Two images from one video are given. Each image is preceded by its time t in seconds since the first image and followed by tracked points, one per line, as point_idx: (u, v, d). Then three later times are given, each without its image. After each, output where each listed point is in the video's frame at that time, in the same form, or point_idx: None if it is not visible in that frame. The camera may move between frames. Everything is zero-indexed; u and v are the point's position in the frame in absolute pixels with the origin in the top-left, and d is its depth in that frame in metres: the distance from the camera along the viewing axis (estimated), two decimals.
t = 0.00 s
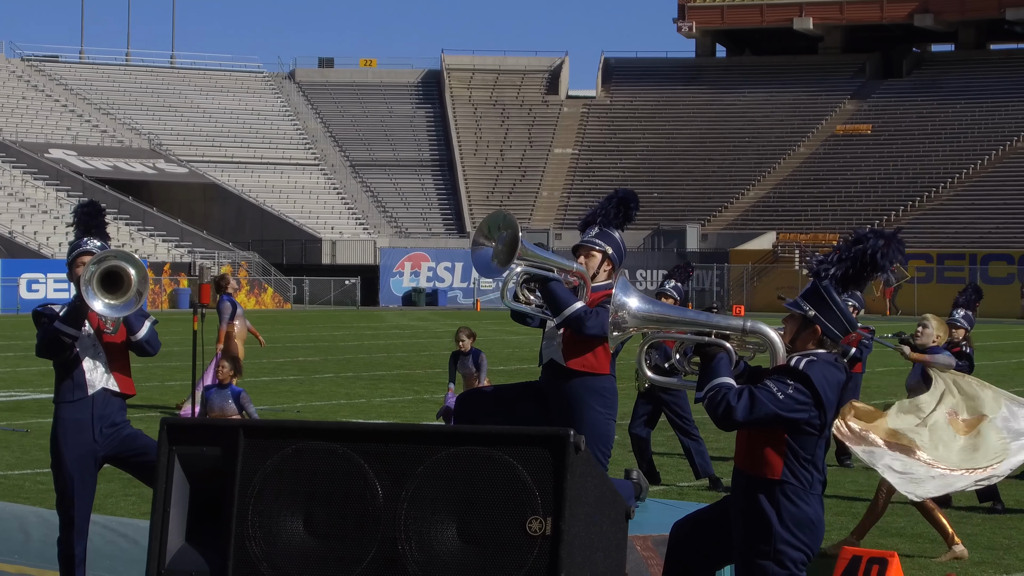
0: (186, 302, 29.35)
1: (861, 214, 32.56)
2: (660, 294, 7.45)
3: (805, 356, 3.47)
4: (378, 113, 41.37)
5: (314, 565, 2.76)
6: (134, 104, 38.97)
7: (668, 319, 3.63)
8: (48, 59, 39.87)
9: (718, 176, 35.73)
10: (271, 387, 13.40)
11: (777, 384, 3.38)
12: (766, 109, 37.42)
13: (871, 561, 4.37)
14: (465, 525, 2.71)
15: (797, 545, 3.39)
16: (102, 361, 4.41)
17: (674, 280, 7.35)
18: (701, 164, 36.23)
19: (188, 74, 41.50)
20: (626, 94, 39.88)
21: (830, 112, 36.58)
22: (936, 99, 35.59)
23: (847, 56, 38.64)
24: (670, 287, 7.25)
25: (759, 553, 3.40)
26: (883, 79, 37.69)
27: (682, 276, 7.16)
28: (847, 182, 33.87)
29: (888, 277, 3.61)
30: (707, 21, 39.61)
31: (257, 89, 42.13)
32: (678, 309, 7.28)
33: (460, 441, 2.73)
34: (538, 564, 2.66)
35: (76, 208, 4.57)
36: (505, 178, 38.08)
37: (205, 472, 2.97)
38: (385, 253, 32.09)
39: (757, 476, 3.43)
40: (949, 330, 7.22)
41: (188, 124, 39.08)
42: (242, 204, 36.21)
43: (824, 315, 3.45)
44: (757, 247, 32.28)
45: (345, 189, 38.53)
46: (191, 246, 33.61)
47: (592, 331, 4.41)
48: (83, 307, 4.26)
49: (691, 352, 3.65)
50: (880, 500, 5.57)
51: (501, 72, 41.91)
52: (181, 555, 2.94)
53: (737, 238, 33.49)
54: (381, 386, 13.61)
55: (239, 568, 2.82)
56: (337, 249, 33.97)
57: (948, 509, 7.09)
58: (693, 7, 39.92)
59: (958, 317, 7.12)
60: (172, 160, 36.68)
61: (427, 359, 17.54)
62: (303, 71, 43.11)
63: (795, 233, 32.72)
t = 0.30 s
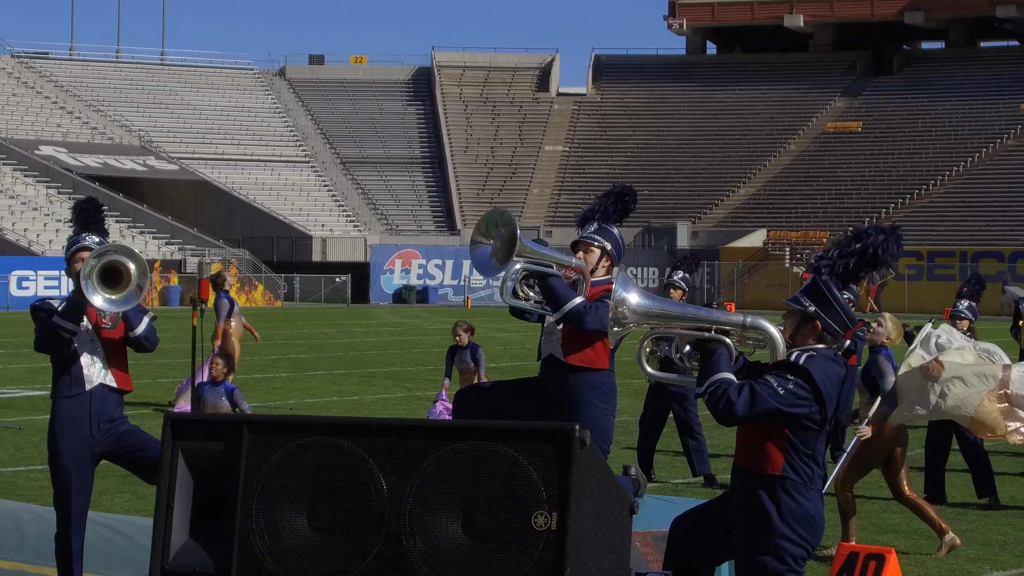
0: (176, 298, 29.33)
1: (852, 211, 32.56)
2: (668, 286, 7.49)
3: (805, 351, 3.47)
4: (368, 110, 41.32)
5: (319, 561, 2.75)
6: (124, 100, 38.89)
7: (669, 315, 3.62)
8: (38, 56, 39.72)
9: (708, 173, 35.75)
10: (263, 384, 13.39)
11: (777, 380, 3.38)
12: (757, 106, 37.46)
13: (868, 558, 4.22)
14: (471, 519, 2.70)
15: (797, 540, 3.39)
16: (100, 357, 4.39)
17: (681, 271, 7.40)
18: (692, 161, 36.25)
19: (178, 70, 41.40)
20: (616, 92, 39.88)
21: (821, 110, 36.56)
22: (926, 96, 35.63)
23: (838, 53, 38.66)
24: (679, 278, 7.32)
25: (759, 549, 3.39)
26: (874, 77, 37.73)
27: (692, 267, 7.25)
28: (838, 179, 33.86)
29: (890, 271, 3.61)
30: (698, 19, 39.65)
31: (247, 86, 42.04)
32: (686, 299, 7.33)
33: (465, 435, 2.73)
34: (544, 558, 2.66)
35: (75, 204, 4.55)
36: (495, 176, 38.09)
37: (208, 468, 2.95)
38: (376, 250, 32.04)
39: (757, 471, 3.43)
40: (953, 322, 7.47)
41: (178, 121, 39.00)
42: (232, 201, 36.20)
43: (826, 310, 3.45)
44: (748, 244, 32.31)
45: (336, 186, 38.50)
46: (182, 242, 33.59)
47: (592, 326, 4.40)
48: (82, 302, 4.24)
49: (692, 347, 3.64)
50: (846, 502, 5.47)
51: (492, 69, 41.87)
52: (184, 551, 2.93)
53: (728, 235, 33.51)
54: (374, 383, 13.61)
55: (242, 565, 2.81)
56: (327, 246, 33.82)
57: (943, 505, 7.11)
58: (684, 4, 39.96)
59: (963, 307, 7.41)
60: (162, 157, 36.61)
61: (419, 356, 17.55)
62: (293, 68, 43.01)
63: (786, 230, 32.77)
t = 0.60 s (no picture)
0: (166, 295, 29.37)
1: (843, 209, 32.56)
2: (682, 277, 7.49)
3: (806, 346, 3.47)
4: (358, 107, 41.26)
5: (323, 555, 2.75)
6: (114, 97, 38.80)
7: (670, 307, 3.61)
8: (27, 52, 39.61)
9: (699, 170, 35.76)
10: (256, 380, 13.38)
11: (779, 374, 3.37)
12: (748, 104, 37.49)
13: (864, 555, 4.19)
14: (475, 513, 2.70)
15: (798, 536, 3.39)
16: (98, 352, 4.38)
17: (695, 263, 7.39)
18: (683, 158, 36.25)
19: (167, 67, 41.29)
20: (606, 89, 39.87)
21: (811, 106, 36.52)
22: (916, 93, 35.65)
23: (828, 50, 38.68)
24: (693, 270, 7.30)
25: (758, 544, 3.40)
26: (864, 74, 37.75)
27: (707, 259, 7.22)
28: (828, 176, 33.89)
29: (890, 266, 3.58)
30: (688, 15, 39.70)
31: (237, 82, 41.96)
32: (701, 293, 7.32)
33: (470, 430, 2.73)
34: (549, 553, 2.66)
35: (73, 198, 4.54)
36: (485, 173, 38.07)
37: (212, 465, 2.95)
38: (366, 247, 32.00)
39: (757, 466, 3.43)
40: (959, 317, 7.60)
41: (168, 118, 38.93)
42: (222, 198, 36.22)
43: (825, 307, 3.46)
44: (738, 242, 32.36)
45: (326, 183, 38.45)
46: (172, 239, 33.60)
47: (590, 322, 4.39)
48: (80, 298, 4.24)
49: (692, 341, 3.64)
50: (827, 501, 5.36)
51: (482, 66, 41.82)
52: (186, 547, 2.92)
53: (718, 233, 33.51)
54: (366, 380, 13.61)
55: (246, 560, 2.81)
56: (319, 243, 33.59)
57: (938, 502, 7.12)
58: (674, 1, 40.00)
59: (969, 300, 7.56)
60: (152, 154, 36.56)
61: (411, 352, 17.54)
62: (283, 65, 42.90)
63: (776, 227, 32.80)
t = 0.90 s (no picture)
0: (155, 292, 29.37)
1: (832, 205, 32.57)
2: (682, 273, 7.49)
3: (804, 341, 3.48)
4: (347, 103, 41.18)
5: (323, 549, 2.75)
6: (103, 94, 38.73)
7: (668, 300, 3.60)
8: (15, 49, 39.48)
9: (687, 167, 35.78)
10: (246, 377, 13.36)
11: (776, 369, 3.38)
12: (736, 101, 37.54)
13: (858, 549, 4.18)
14: (475, 507, 2.70)
15: (794, 531, 3.40)
16: (92, 347, 4.37)
17: (697, 259, 7.39)
18: (671, 155, 36.24)
19: (155, 63, 41.21)
20: (596, 85, 39.87)
21: (800, 103, 36.55)
22: (905, 89, 35.69)
23: (817, 47, 38.70)
24: (694, 266, 7.31)
25: (755, 539, 3.40)
26: (852, 71, 37.78)
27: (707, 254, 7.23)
28: (817, 173, 33.89)
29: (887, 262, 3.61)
30: (677, 12, 39.79)
31: (226, 79, 41.86)
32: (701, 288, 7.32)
33: (470, 424, 2.72)
34: (550, 546, 2.65)
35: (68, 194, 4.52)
36: (474, 170, 38.05)
37: (212, 459, 2.95)
38: (355, 244, 31.97)
39: (754, 461, 3.44)
40: (964, 311, 7.69)
41: (157, 115, 38.85)
42: (212, 195, 36.25)
43: (823, 302, 3.46)
44: (727, 238, 32.39)
45: (315, 180, 38.41)
46: (161, 236, 33.60)
47: (585, 317, 4.39)
48: (75, 293, 4.23)
49: (690, 335, 3.64)
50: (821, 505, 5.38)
51: (471, 63, 41.78)
52: (186, 542, 2.91)
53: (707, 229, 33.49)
54: (357, 377, 13.59)
55: (246, 556, 2.81)
56: (306, 240, 33.73)
57: (927, 497, 7.14)
58: None
59: (974, 294, 7.62)
60: (141, 150, 36.52)
61: (401, 349, 17.54)
62: (272, 61, 42.81)
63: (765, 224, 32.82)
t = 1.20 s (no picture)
0: (143, 288, 29.32)
1: (820, 202, 32.61)
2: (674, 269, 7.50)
3: (798, 336, 3.49)
4: (335, 99, 41.10)
5: (319, 543, 2.75)
6: (90, 89, 38.60)
7: (662, 295, 3.61)
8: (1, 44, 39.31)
9: (675, 163, 35.78)
10: (235, 373, 13.35)
11: (770, 364, 3.38)
12: (724, 97, 37.57)
13: (849, 544, 4.19)
14: (470, 502, 2.70)
15: (787, 525, 3.41)
16: (83, 343, 4.35)
17: (689, 255, 7.39)
18: (659, 151, 36.26)
19: (142, 59, 41.10)
20: (583, 81, 39.87)
21: (788, 99, 36.59)
22: (892, 86, 35.77)
23: (804, 43, 38.74)
24: (686, 262, 7.31)
25: (748, 533, 3.41)
26: (840, 67, 37.83)
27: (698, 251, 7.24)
28: (805, 169, 33.95)
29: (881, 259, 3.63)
30: (664, 8, 39.87)
31: (213, 75, 41.74)
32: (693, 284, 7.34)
33: (465, 418, 2.73)
34: (545, 540, 2.66)
35: (59, 189, 4.50)
36: (462, 166, 38.04)
37: (206, 454, 2.94)
38: (342, 240, 31.93)
39: (746, 456, 3.45)
40: (960, 307, 7.75)
41: (144, 111, 38.74)
42: (199, 191, 36.13)
43: (818, 297, 3.47)
44: (714, 234, 32.43)
45: (302, 176, 38.36)
46: (148, 232, 33.55)
47: (576, 312, 4.39)
48: (65, 288, 4.21)
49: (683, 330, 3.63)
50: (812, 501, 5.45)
51: (458, 59, 41.75)
52: (181, 536, 2.91)
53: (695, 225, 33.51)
54: (345, 373, 13.59)
55: (241, 550, 2.80)
56: (294, 236, 33.70)
57: (916, 493, 7.18)
58: None
59: (970, 290, 7.70)
60: (128, 146, 36.43)
61: (389, 345, 17.53)
62: (259, 57, 42.70)
63: (752, 220, 32.86)
